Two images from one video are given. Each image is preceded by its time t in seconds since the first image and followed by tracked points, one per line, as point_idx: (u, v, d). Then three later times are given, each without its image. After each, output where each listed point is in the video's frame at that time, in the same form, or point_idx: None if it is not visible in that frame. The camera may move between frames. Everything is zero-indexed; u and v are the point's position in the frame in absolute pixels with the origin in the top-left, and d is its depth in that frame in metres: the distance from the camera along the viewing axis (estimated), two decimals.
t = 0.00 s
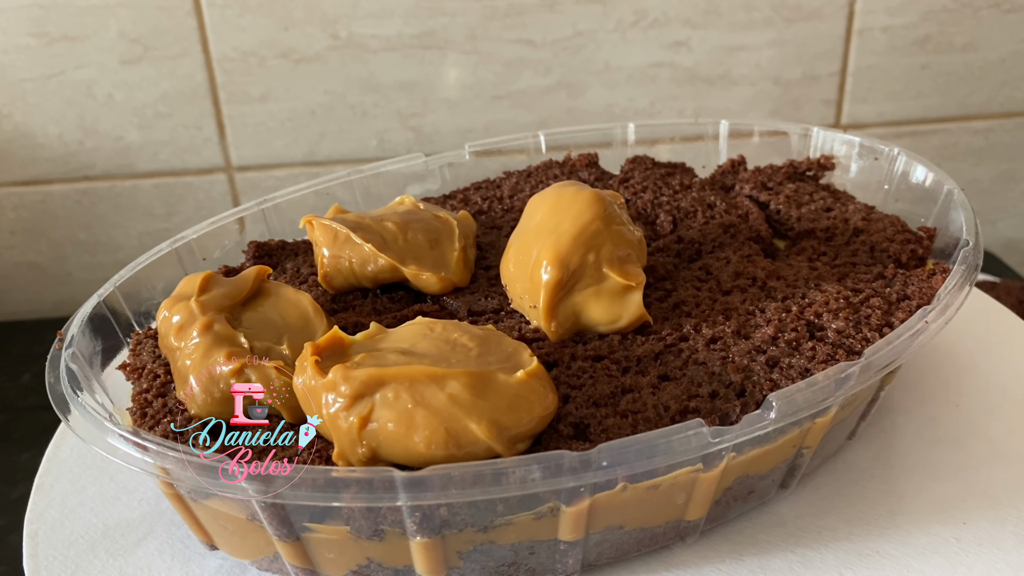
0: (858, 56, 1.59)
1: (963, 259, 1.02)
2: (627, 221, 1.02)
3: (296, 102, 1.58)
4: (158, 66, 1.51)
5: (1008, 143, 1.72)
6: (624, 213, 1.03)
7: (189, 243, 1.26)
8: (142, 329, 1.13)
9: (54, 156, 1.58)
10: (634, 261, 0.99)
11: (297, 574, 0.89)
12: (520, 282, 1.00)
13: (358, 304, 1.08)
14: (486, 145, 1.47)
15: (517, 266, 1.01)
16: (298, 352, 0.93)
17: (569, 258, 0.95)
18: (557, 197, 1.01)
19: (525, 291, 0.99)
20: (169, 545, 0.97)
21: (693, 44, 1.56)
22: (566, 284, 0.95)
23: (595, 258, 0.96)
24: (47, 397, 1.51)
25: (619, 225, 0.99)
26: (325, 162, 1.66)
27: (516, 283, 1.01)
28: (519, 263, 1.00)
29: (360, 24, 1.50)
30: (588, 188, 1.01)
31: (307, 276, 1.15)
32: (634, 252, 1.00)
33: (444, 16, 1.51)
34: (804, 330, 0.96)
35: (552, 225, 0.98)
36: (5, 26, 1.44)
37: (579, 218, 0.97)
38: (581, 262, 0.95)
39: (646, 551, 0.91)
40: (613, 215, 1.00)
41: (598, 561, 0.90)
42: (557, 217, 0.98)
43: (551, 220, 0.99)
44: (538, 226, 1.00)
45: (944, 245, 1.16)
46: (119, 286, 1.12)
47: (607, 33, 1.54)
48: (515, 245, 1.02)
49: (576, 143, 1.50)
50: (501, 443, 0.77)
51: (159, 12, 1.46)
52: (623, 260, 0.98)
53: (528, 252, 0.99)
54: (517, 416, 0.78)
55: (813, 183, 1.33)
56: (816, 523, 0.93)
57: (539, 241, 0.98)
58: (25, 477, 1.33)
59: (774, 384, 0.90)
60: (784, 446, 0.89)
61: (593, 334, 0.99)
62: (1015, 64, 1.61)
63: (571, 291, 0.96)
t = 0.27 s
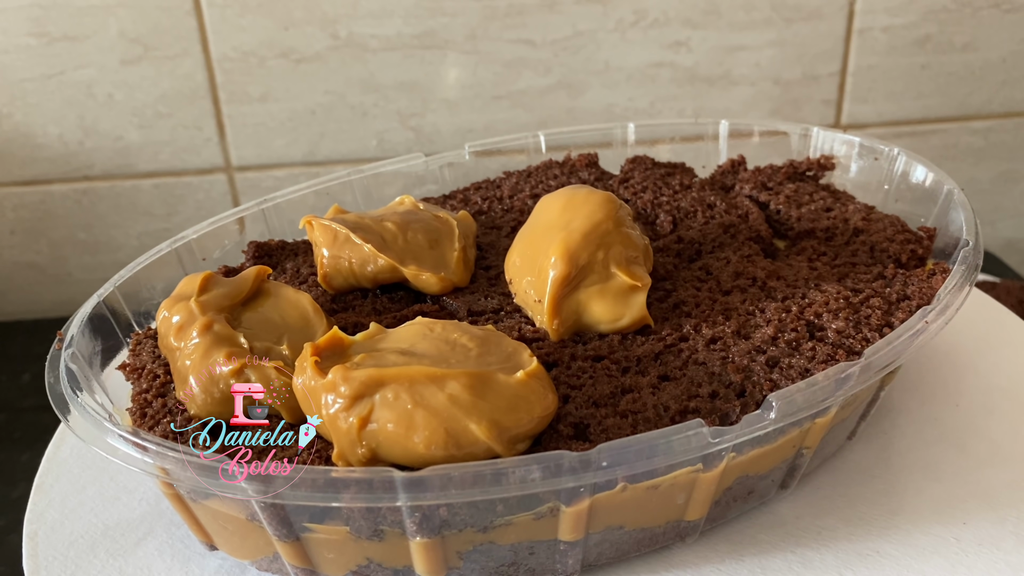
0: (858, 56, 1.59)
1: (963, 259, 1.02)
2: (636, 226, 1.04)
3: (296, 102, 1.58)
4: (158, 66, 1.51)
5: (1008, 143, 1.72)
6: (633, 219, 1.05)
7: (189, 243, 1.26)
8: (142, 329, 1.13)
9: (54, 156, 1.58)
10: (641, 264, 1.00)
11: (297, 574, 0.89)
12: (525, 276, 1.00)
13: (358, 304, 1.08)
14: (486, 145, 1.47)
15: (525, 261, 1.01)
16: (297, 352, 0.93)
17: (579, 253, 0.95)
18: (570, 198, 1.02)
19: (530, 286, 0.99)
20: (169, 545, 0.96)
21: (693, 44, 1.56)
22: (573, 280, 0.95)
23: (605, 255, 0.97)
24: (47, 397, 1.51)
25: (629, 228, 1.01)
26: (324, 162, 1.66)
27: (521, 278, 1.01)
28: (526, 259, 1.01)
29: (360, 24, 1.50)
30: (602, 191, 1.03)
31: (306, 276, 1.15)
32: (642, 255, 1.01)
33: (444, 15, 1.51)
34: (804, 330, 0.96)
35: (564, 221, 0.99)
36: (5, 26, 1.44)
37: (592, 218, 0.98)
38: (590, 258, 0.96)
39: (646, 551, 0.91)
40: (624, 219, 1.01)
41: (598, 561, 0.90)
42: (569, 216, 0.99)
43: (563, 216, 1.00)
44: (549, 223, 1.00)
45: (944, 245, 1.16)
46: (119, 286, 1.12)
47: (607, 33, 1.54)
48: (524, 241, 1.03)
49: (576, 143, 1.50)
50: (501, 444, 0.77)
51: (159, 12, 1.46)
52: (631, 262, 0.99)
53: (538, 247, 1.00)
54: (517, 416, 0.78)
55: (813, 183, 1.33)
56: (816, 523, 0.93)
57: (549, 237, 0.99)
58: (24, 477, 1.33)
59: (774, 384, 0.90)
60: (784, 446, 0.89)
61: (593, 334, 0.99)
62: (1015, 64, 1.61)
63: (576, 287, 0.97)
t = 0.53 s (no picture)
0: (858, 56, 1.59)
1: (963, 259, 1.02)
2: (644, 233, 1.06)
3: (296, 102, 1.58)
4: (158, 66, 1.52)
5: (1008, 143, 1.72)
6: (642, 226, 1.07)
7: (190, 243, 1.26)
8: (142, 329, 1.13)
9: (54, 156, 1.58)
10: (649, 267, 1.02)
11: (297, 573, 0.89)
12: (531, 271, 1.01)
13: (358, 304, 1.08)
14: (487, 145, 1.48)
15: (532, 256, 1.02)
16: (298, 352, 0.93)
17: (589, 249, 0.97)
18: (584, 199, 1.04)
19: (536, 280, 1.00)
20: (169, 545, 0.97)
21: (693, 44, 1.56)
22: (581, 275, 0.96)
23: (615, 253, 0.98)
24: (47, 397, 1.51)
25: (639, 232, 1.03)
26: (324, 162, 1.67)
27: (527, 273, 1.02)
28: (534, 255, 1.02)
29: (360, 24, 1.50)
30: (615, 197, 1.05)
31: (307, 276, 1.15)
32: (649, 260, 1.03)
33: (444, 15, 1.51)
34: (804, 330, 0.96)
35: (577, 219, 1.01)
36: (5, 26, 1.44)
37: (604, 218, 1.00)
38: (600, 254, 0.97)
39: (646, 551, 0.91)
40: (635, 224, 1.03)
41: (598, 561, 0.90)
42: (582, 215, 1.01)
43: (575, 215, 1.01)
44: (561, 221, 1.02)
45: (944, 245, 1.16)
46: (119, 286, 1.12)
47: (607, 33, 1.54)
48: (533, 236, 1.04)
49: (576, 143, 1.50)
50: (501, 443, 0.77)
51: (159, 12, 1.46)
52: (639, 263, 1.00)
53: (548, 243, 1.01)
54: (517, 416, 0.79)
55: (813, 183, 1.33)
56: (816, 522, 0.93)
57: (560, 233, 1.00)
58: (24, 477, 1.33)
59: (774, 384, 0.90)
60: (784, 446, 0.89)
61: (593, 333, 0.99)
62: (1015, 64, 1.61)
63: (583, 283, 0.98)
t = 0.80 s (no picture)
0: (858, 56, 1.59)
1: (963, 259, 1.02)
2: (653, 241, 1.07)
3: (296, 102, 1.58)
4: (158, 66, 1.51)
5: (1008, 143, 1.72)
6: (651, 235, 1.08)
7: (189, 243, 1.26)
8: (142, 329, 1.13)
9: (54, 156, 1.58)
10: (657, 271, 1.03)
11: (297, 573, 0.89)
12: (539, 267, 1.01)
13: (358, 304, 1.08)
14: (487, 145, 1.47)
15: (542, 252, 1.02)
16: (298, 352, 0.93)
17: (601, 246, 0.98)
18: (597, 203, 1.06)
19: (543, 277, 1.00)
20: (169, 545, 0.97)
21: (693, 44, 1.56)
22: (591, 270, 0.97)
23: (626, 252, 0.99)
24: (47, 397, 1.51)
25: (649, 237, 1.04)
26: (324, 162, 1.66)
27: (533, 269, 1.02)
28: (543, 252, 1.02)
29: (360, 24, 1.50)
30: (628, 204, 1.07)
31: (307, 276, 1.15)
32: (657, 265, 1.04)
33: (444, 15, 1.51)
34: (804, 330, 0.96)
35: (591, 219, 1.02)
36: (6, 26, 1.44)
37: (618, 219, 1.01)
38: (611, 251, 0.98)
39: (646, 552, 0.91)
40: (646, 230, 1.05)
41: (598, 561, 0.90)
42: (595, 216, 1.02)
43: (590, 215, 1.03)
44: (573, 221, 1.03)
45: (944, 245, 1.16)
46: (119, 286, 1.12)
47: (607, 33, 1.54)
48: (543, 233, 1.05)
49: (576, 143, 1.50)
50: (501, 444, 0.77)
51: (159, 12, 1.46)
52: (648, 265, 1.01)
53: (559, 239, 1.02)
54: (517, 416, 0.78)
55: (813, 183, 1.33)
56: (816, 523, 0.93)
57: (572, 231, 1.01)
58: (24, 477, 1.33)
59: (774, 384, 0.90)
60: (784, 446, 0.89)
61: (593, 334, 0.99)
62: (1015, 64, 1.61)
63: (591, 280, 0.98)
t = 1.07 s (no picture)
0: (858, 56, 1.59)
1: (963, 259, 1.02)
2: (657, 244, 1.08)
3: (296, 103, 1.58)
4: (158, 66, 1.52)
5: (1008, 143, 1.72)
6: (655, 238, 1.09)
7: (189, 243, 1.26)
8: (142, 329, 1.13)
9: (54, 156, 1.58)
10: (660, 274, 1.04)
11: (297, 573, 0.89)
12: (543, 264, 1.02)
13: (358, 304, 1.08)
14: (487, 145, 1.47)
15: (548, 249, 1.02)
16: (298, 352, 0.93)
17: (610, 245, 0.98)
18: (606, 203, 1.06)
19: (547, 273, 1.00)
20: (169, 545, 0.97)
21: (693, 44, 1.56)
22: (598, 268, 0.97)
23: (633, 253, 1.00)
24: (47, 397, 1.51)
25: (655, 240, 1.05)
26: (324, 162, 1.66)
27: (537, 266, 1.02)
28: (548, 249, 1.02)
29: (360, 24, 1.50)
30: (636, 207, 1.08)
31: (307, 276, 1.15)
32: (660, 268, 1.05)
33: (444, 15, 1.51)
34: (804, 330, 0.96)
35: (600, 218, 1.03)
36: (6, 26, 1.44)
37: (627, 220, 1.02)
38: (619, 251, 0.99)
39: (646, 551, 0.91)
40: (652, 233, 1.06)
41: (598, 561, 0.90)
42: (604, 215, 1.03)
43: (600, 214, 1.03)
44: (581, 220, 1.04)
45: (944, 245, 1.16)
46: (119, 286, 1.12)
47: (607, 33, 1.54)
48: (549, 231, 1.05)
49: (576, 143, 1.50)
50: (501, 444, 0.77)
51: (159, 12, 1.46)
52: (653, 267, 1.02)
53: (567, 237, 1.02)
54: (517, 416, 0.78)
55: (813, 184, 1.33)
56: (816, 523, 0.93)
57: (580, 230, 1.02)
58: (25, 477, 1.33)
59: (774, 384, 0.90)
60: (784, 446, 0.89)
61: (593, 334, 0.99)
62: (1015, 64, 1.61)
63: (596, 278, 0.98)
